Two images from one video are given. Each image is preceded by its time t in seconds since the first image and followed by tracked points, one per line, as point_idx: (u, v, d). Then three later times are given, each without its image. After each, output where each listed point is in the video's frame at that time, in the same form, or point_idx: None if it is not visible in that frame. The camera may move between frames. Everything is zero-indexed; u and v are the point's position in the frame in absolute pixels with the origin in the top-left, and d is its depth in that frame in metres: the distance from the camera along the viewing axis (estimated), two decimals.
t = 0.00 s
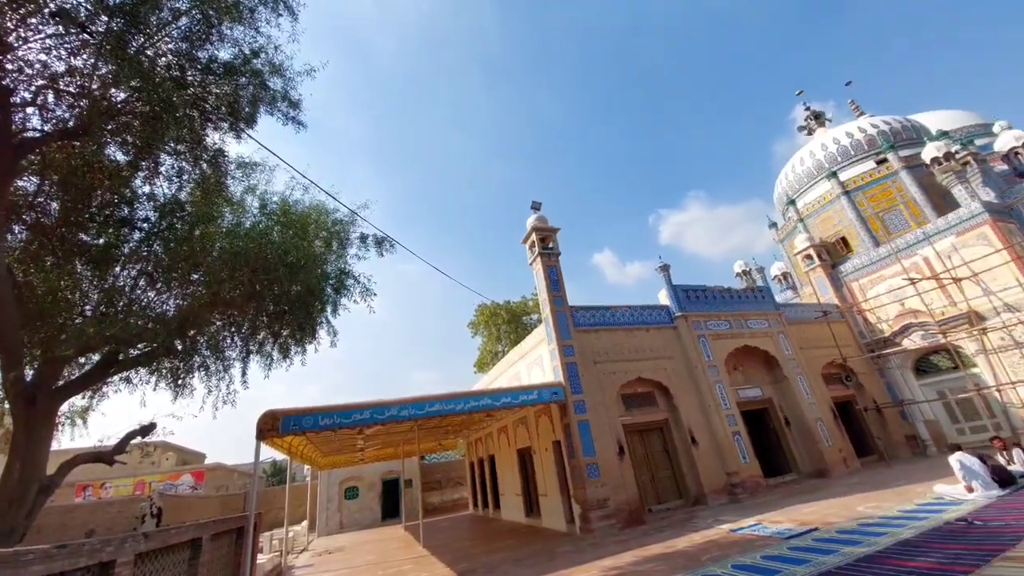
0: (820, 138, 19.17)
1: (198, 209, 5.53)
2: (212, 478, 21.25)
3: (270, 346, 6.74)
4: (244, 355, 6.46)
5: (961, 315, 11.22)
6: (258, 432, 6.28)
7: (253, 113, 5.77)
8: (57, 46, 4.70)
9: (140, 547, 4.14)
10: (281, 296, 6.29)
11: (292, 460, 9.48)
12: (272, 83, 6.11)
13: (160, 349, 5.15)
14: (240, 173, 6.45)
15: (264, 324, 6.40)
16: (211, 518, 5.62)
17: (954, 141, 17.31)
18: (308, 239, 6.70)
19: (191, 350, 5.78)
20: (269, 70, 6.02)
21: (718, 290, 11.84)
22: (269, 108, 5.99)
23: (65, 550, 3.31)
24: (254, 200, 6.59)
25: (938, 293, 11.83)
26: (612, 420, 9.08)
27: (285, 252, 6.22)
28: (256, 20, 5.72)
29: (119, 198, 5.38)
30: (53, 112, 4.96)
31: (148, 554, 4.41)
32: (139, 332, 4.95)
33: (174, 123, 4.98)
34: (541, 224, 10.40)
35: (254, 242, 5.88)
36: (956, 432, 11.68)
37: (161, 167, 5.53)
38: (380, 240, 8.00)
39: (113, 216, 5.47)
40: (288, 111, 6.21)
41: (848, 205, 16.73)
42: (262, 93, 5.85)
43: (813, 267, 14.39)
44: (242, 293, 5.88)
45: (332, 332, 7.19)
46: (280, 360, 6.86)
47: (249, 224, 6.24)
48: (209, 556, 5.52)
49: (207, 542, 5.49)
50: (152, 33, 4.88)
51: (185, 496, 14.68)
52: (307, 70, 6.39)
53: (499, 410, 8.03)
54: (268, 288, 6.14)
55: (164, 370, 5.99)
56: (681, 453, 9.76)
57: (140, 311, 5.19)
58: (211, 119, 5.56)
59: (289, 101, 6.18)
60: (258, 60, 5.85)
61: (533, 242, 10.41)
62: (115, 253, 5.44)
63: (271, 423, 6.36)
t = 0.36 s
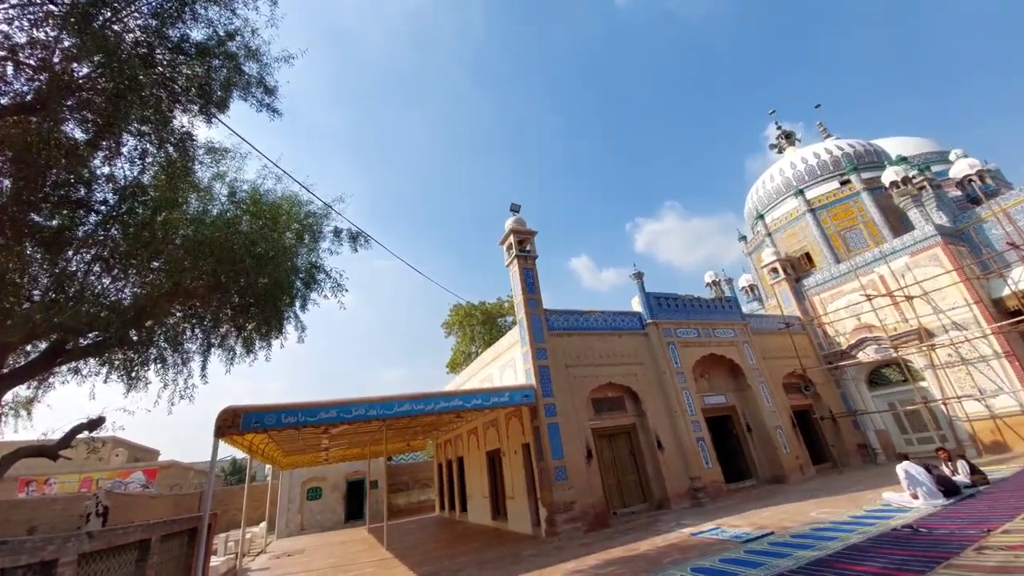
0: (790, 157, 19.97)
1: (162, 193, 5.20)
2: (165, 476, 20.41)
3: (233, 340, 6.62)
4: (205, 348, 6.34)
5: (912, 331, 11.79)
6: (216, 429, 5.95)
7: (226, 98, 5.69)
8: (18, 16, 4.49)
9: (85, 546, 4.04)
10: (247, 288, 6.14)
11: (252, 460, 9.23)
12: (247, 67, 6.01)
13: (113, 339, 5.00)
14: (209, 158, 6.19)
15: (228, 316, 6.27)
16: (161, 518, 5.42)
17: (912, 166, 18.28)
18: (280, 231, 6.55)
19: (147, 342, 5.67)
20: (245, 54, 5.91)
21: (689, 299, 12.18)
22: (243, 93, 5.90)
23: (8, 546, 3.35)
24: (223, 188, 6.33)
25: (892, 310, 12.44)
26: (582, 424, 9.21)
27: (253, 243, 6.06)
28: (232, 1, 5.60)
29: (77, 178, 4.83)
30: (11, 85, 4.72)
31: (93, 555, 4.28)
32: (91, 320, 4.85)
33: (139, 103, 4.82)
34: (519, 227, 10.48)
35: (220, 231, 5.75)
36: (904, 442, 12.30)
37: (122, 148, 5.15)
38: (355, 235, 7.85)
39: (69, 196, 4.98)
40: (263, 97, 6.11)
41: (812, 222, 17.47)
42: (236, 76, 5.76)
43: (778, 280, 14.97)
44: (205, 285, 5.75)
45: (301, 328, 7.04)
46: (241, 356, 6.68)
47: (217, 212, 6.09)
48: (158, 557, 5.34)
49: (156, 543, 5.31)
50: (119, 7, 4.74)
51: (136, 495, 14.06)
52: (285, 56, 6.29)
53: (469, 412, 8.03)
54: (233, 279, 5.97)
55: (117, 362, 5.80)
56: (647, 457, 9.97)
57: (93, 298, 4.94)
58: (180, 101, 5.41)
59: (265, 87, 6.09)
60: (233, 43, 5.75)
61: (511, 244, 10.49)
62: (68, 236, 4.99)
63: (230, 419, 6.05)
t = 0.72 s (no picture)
0: (755, 175, 20.83)
1: (114, 174, 4.99)
2: (107, 476, 19.39)
3: (185, 333, 6.39)
4: (154, 342, 6.07)
5: (859, 344, 12.48)
6: (164, 427, 5.73)
7: (189, 79, 5.51)
8: None
9: (17, 548, 3.90)
10: (204, 279, 5.92)
11: (202, 460, 8.95)
12: (214, 49, 5.88)
13: (50, 329, 4.78)
14: (168, 141, 5.95)
15: (181, 307, 6.04)
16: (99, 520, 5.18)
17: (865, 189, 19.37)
18: (241, 221, 6.36)
19: (90, 332, 5.45)
20: (211, 35, 5.79)
21: (655, 306, 12.53)
22: (207, 75, 5.75)
23: None
24: (182, 173, 6.08)
25: (842, 323, 13.18)
26: (547, 427, 9.33)
27: (210, 233, 5.85)
28: None
29: (20, 154, 4.56)
30: None
31: (25, 556, 4.13)
32: (27, 308, 4.62)
33: (94, 78, 4.60)
34: (492, 229, 10.56)
35: (175, 218, 5.52)
36: (848, 449, 12.96)
37: (72, 125, 4.88)
38: (323, 229, 7.68)
39: (10, 173, 4.67)
40: (230, 81, 5.97)
41: (772, 238, 18.29)
42: (201, 57, 5.63)
43: (739, 291, 15.59)
44: (156, 275, 5.51)
45: (260, 323, 6.85)
46: (194, 350, 6.49)
47: (174, 197, 5.83)
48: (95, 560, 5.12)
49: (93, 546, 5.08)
50: None
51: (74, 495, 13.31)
52: (254, 41, 6.18)
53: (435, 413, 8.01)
54: (189, 270, 5.74)
55: (55, 352, 5.51)
56: (610, 461, 10.19)
57: (28, 285, 4.74)
58: (139, 79, 5.21)
59: (231, 71, 5.95)
60: (199, 23, 5.63)
61: (484, 245, 10.55)
62: (9, 215, 4.62)
63: (180, 417, 5.84)
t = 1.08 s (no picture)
0: (723, 188, 21.58)
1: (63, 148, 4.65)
2: (45, 469, 18.32)
3: (136, 321, 6.01)
4: (100, 329, 5.70)
5: (812, 354, 13.17)
6: (107, 418, 5.42)
7: (151, 53, 5.31)
8: None
9: None
10: (158, 264, 5.54)
11: (150, 455, 8.60)
12: (181, 25, 5.67)
13: None
14: (125, 117, 5.43)
15: (132, 293, 5.66)
16: (37, 515, 4.92)
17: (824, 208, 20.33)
18: (202, 205, 5.93)
19: (30, 315, 5.13)
20: (179, 9, 5.57)
21: (624, 311, 12.82)
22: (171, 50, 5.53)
23: None
24: (140, 152, 5.61)
25: (797, 334, 13.81)
26: (513, 427, 9.42)
27: (167, 216, 5.37)
28: None
29: None
30: None
31: None
32: None
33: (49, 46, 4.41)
34: (467, 227, 10.58)
35: (129, 199, 5.01)
36: (798, 454, 13.60)
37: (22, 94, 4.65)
38: (291, 218, 7.00)
39: None
40: (196, 58, 5.75)
41: (737, 250, 18.97)
42: (167, 31, 5.40)
43: (704, 300, 16.12)
44: (105, 258, 5.17)
45: (219, 313, 6.41)
46: (145, 339, 6.10)
47: (130, 177, 5.36)
48: (31, 557, 4.86)
49: (29, 543, 4.82)
50: None
51: (7, 489, 12.54)
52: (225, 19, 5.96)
53: (400, 411, 7.96)
54: (143, 254, 5.36)
55: None
56: (574, 462, 10.37)
57: None
58: (98, 50, 5.01)
59: (198, 47, 5.73)
60: None
61: (458, 243, 10.56)
62: None
63: (127, 408, 5.54)
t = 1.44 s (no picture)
0: (697, 199, 22.15)
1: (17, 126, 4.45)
2: None
3: (88, 311, 5.73)
4: (50, 319, 5.44)
5: (775, 363, 13.66)
6: (54, 414, 5.16)
7: (117, 32, 5.12)
8: None
9: None
10: (115, 254, 5.32)
11: (100, 453, 8.25)
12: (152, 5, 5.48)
13: None
14: (87, 97, 5.22)
15: (87, 282, 5.40)
16: None
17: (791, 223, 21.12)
18: (166, 193, 5.69)
19: None
20: None
21: (597, 316, 13.00)
22: (139, 30, 5.33)
23: None
24: (101, 134, 5.35)
25: (762, 343, 14.29)
26: (484, 430, 9.42)
27: (126, 203, 5.16)
28: None
29: None
30: None
31: None
32: None
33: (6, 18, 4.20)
34: (444, 227, 10.55)
35: (86, 182, 4.79)
36: (759, 459, 14.02)
37: None
38: (262, 211, 6.80)
39: None
40: (166, 40, 5.54)
41: (708, 260, 19.50)
42: (135, 10, 5.21)
43: (675, 307, 16.52)
44: (57, 244, 4.92)
45: (181, 306, 6.17)
46: (97, 331, 5.85)
47: (89, 160, 5.13)
48: None
49: None
50: None
51: None
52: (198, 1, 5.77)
53: (370, 411, 7.87)
54: (99, 242, 5.14)
55: None
56: (543, 465, 10.44)
57: None
58: (60, 26, 4.80)
59: (169, 28, 5.52)
60: None
61: (434, 243, 10.52)
62: None
63: (76, 403, 5.29)
